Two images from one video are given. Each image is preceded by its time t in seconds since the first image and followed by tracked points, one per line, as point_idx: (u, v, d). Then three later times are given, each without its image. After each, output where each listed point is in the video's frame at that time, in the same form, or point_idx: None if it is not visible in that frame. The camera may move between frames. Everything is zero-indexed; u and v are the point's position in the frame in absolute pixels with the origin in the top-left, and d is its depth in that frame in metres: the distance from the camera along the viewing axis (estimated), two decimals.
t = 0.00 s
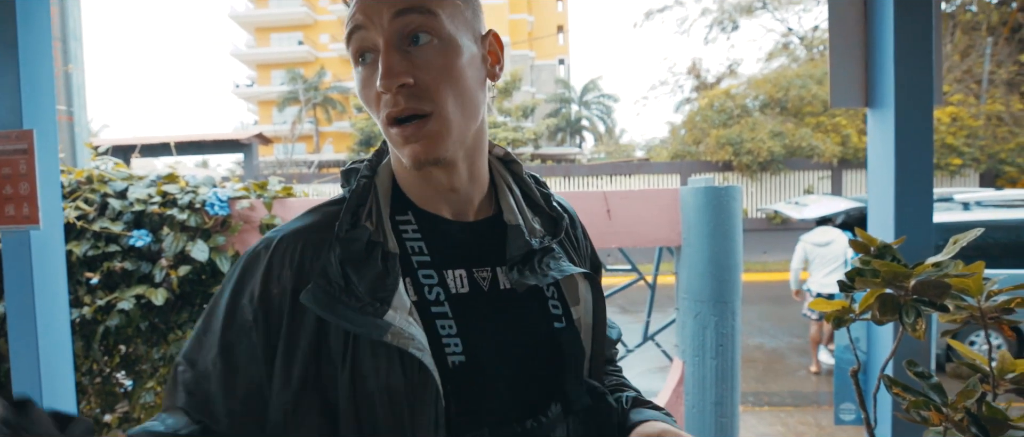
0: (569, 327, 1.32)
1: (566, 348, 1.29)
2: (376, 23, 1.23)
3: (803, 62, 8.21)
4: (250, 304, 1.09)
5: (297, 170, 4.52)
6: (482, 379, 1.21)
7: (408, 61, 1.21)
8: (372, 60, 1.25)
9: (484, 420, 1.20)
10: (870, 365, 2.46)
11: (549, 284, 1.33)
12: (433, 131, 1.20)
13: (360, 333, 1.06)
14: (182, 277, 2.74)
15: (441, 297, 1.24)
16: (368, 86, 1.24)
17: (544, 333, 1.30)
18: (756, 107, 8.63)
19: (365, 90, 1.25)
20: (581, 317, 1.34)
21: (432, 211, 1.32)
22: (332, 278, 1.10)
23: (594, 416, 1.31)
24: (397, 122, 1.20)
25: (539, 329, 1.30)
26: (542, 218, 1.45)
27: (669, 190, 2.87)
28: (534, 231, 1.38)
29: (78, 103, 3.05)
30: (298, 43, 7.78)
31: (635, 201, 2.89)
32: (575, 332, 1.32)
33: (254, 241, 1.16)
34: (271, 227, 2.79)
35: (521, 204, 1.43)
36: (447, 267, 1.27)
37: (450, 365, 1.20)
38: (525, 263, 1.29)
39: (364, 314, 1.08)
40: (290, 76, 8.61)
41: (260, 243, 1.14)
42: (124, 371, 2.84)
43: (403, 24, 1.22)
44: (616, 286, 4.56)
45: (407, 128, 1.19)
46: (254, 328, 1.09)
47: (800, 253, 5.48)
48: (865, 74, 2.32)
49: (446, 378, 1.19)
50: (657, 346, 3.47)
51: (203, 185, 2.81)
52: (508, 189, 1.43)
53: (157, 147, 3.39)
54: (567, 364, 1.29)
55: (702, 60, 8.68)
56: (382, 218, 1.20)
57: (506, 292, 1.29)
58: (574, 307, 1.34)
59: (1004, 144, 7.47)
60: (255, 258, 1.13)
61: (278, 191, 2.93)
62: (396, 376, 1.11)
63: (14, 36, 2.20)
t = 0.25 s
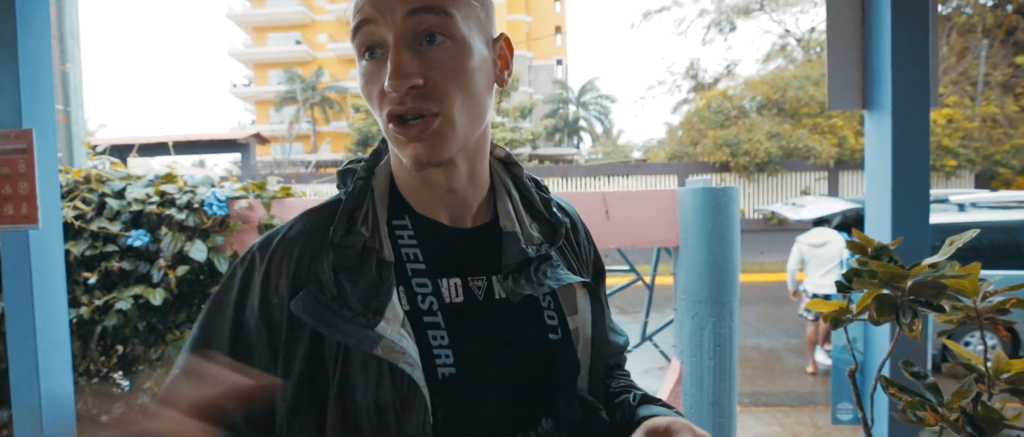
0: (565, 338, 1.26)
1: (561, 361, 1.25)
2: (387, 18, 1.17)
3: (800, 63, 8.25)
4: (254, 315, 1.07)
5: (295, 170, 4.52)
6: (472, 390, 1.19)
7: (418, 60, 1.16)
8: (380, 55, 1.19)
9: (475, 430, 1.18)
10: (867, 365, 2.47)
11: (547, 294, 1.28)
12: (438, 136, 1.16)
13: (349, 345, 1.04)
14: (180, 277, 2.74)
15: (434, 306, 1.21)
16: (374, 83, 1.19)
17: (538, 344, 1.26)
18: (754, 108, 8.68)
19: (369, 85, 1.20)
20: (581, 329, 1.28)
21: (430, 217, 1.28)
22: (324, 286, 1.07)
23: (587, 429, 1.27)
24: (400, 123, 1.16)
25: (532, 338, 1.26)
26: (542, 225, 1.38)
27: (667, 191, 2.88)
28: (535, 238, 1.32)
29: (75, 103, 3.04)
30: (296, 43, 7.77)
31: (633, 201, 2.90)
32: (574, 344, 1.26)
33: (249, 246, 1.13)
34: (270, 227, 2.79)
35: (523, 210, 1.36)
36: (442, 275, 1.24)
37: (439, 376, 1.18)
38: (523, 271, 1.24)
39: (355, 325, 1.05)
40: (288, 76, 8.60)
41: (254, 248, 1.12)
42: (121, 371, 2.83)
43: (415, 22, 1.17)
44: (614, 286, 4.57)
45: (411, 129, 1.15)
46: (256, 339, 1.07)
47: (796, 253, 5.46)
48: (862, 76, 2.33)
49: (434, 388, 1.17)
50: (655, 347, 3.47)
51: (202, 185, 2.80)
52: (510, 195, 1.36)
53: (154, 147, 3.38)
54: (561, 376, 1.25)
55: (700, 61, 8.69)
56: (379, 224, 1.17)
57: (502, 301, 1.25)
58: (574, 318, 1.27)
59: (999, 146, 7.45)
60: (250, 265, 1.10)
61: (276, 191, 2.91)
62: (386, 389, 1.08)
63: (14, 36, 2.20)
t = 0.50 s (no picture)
0: (578, 324, 1.28)
1: (573, 345, 1.26)
2: (403, 20, 1.23)
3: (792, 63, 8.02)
4: (307, 308, 1.14)
5: (287, 165, 4.50)
6: (492, 373, 1.19)
7: (433, 59, 1.21)
8: (397, 56, 1.25)
9: (495, 413, 1.18)
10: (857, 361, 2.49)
11: (559, 280, 1.30)
12: (451, 129, 1.20)
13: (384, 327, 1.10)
14: (170, 272, 2.73)
15: (458, 291, 1.24)
16: (392, 82, 1.25)
17: (551, 328, 1.25)
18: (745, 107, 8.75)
19: (388, 85, 1.26)
20: (591, 312, 1.31)
21: (450, 210, 1.33)
22: (358, 273, 1.13)
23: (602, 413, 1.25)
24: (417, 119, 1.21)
25: (549, 323, 1.26)
26: (554, 216, 1.41)
27: (660, 189, 2.89)
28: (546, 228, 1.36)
29: (63, 96, 3.02)
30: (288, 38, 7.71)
31: (626, 199, 2.91)
32: (585, 330, 1.29)
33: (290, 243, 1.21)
34: (263, 223, 2.75)
35: (536, 203, 1.41)
36: (465, 264, 1.28)
37: (463, 359, 1.19)
38: (536, 260, 1.29)
39: (387, 308, 1.11)
40: (280, 71, 8.55)
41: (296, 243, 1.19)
42: (110, 367, 2.82)
43: (429, 23, 1.23)
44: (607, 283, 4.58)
45: (426, 124, 1.20)
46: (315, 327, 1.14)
47: (786, 252, 5.54)
48: (854, 75, 2.34)
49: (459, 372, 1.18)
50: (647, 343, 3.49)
51: (193, 180, 2.79)
52: (523, 190, 1.41)
53: (144, 141, 3.35)
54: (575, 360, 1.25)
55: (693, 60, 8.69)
56: (405, 216, 1.24)
57: (520, 288, 1.27)
58: (584, 303, 1.31)
59: (986, 147, 7.43)
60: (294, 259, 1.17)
61: (269, 187, 2.83)
62: (415, 370, 1.13)
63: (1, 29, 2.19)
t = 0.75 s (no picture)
0: (599, 313, 1.33)
1: (598, 333, 1.32)
2: (452, 24, 1.26)
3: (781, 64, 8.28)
4: (353, 294, 1.16)
5: (278, 163, 4.48)
6: (525, 359, 1.25)
7: (479, 64, 1.24)
8: (444, 58, 1.28)
9: (525, 392, 1.25)
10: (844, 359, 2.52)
11: (580, 273, 1.34)
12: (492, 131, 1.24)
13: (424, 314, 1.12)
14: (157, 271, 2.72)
15: (492, 282, 1.27)
16: (437, 83, 1.28)
17: (575, 318, 1.32)
18: (735, 108, 8.82)
19: (433, 85, 1.29)
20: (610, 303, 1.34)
21: (481, 205, 1.36)
22: (400, 263, 1.15)
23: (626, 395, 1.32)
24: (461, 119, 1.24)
25: (571, 313, 1.31)
26: (574, 213, 1.45)
27: (651, 189, 2.90)
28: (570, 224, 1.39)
29: (47, 91, 2.99)
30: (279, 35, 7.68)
31: (618, 199, 2.89)
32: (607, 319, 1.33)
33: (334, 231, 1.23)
34: (252, 221, 2.73)
35: (559, 200, 1.43)
36: (497, 257, 1.32)
37: (499, 345, 1.24)
38: (562, 254, 1.32)
39: (428, 296, 1.13)
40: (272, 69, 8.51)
41: (340, 232, 1.21)
42: (95, 368, 2.80)
43: (477, 28, 1.26)
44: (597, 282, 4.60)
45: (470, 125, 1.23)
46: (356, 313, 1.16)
47: (773, 252, 5.57)
48: (843, 78, 2.37)
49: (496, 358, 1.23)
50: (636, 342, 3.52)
51: (181, 178, 2.77)
52: (546, 186, 1.44)
53: (131, 138, 3.33)
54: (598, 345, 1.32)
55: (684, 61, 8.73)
56: (442, 210, 1.26)
57: (548, 281, 1.32)
58: (604, 294, 1.34)
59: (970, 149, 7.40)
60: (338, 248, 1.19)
61: (258, 185, 2.81)
62: (455, 355, 1.16)
63: None
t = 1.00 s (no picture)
0: (611, 315, 1.33)
1: (609, 334, 1.32)
2: (479, 36, 1.27)
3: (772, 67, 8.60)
4: (376, 291, 1.16)
5: (270, 163, 4.47)
6: (538, 358, 1.25)
7: (504, 74, 1.25)
8: (471, 68, 1.28)
9: (540, 389, 1.25)
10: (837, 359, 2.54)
11: (594, 275, 1.34)
12: (517, 138, 1.24)
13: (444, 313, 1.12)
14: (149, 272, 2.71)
15: (510, 283, 1.27)
16: (463, 92, 1.28)
17: (587, 318, 1.32)
18: (728, 110, 8.89)
19: (459, 94, 1.29)
20: (622, 305, 1.35)
21: (501, 208, 1.35)
22: (423, 262, 1.15)
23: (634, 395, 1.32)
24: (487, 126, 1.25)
25: (584, 315, 1.32)
26: (591, 217, 1.44)
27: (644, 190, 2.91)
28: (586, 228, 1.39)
29: (37, 89, 2.97)
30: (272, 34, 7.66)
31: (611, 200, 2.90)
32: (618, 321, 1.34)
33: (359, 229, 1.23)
34: (245, 221, 2.74)
35: (576, 204, 1.43)
36: (515, 258, 1.31)
37: (514, 344, 1.24)
38: (577, 257, 1.32)
39: (448, 296, 1.13)
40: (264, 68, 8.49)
41: (366, 230, 1.21)
42: (86, 369, 2.78)
43: (503, 40, 1.26)
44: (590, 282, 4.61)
45: (495, 132, 1.24)
46: (379, 309, 1.17)
47: (763, 253, 5.56)
48: (836, 80, 2.38)
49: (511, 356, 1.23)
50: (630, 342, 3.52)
51: (173, 178, 2.76)
52: (563, 190, 1.43)
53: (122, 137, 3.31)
54: (608, 347, 1.32)
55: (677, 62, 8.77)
56: (463, 213, 1.26)
57: (563, 282, 1.32)
58: (616, 297, 1.35)
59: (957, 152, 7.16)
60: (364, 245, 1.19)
61: (252, 184, 2.81)
62: (472, 353, 1.16)
63: None
